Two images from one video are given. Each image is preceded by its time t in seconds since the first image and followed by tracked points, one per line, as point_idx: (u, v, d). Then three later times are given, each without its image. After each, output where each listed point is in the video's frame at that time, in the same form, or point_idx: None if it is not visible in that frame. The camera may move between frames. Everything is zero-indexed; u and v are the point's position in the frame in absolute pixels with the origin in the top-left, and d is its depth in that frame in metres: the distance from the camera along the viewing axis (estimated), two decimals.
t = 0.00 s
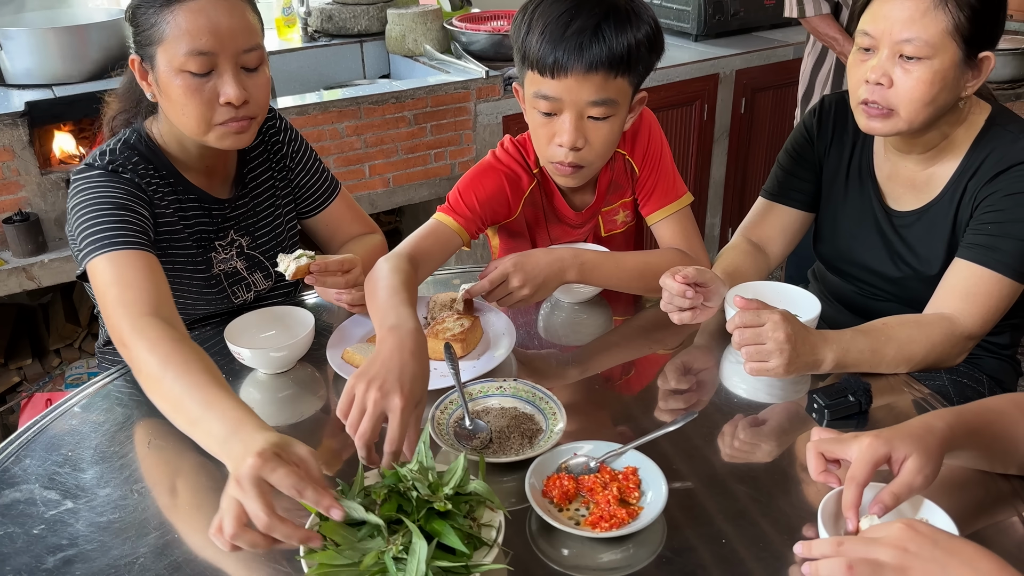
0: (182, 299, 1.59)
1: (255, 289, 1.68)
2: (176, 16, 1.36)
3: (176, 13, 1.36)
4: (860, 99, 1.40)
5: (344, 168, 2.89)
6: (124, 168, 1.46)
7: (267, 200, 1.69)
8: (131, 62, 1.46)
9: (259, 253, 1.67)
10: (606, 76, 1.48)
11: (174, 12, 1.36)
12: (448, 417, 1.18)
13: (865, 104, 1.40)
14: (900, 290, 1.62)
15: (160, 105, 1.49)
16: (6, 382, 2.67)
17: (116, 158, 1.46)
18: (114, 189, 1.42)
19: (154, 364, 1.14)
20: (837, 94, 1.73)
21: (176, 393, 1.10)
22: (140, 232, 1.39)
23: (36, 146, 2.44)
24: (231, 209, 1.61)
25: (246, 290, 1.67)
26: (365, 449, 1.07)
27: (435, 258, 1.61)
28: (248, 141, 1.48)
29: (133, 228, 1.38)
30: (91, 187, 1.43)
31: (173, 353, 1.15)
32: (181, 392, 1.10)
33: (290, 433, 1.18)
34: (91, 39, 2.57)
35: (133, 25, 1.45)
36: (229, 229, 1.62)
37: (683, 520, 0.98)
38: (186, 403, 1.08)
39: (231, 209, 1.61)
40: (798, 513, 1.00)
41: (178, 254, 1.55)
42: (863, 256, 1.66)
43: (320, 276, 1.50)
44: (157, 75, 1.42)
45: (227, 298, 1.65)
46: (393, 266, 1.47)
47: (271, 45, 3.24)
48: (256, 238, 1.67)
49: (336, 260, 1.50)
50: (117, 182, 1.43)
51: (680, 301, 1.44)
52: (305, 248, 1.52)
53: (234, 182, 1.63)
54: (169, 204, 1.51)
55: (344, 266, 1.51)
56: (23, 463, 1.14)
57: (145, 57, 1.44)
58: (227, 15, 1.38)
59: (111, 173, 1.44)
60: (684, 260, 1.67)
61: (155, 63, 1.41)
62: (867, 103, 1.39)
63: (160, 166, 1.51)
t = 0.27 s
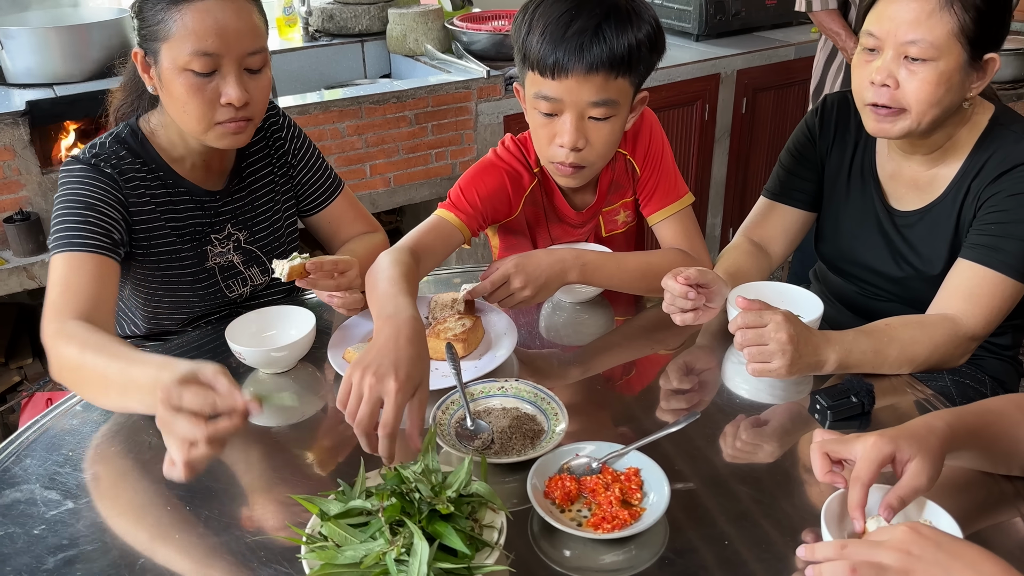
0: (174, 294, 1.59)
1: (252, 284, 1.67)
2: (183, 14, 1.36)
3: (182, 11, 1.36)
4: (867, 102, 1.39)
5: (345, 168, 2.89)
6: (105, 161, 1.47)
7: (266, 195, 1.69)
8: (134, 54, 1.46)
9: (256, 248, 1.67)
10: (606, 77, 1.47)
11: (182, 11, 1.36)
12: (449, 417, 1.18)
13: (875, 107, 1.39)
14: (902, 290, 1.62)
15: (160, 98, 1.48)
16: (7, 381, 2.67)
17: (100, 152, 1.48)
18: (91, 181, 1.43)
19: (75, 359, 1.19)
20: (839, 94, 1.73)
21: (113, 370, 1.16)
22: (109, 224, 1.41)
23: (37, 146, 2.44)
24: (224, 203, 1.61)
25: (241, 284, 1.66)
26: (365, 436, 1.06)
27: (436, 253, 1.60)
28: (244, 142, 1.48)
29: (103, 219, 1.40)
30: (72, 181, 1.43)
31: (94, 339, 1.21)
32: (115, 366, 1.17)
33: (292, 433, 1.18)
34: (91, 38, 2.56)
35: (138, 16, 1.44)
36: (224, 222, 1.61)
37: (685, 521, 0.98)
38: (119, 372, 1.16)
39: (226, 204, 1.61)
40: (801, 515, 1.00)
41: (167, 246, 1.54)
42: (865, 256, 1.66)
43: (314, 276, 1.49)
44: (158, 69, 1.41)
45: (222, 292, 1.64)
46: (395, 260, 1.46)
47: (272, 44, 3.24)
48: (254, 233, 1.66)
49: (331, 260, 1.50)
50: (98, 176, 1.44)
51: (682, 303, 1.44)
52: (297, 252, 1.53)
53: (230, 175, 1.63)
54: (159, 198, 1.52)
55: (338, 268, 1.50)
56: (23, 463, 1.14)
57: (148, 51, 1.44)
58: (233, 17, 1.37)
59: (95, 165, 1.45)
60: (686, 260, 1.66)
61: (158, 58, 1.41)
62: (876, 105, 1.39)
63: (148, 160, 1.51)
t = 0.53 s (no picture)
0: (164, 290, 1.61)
1: (247, 282, 1.65)
2: (181, 6, 1.36)
3: (180, 3, 1.36)
4: (870, 102, 1.40)
5: (348, 168, 2.89)
6: (94, 158, 1.48)
7: (266, 193, 1.69)
8: (133, 47, 1.46)
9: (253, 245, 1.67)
10: (613, 77, 1.47)
11: (180, 3, 1.36)
12: (453, 418, 1.18)
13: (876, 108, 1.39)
14: (907, 292, 1.62)
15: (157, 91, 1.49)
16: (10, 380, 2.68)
17: (90, 148, 1.49)
18: (79, 178, 1.45)
19: (30, 338, 1.26)
20: (843, 94, 1.73)
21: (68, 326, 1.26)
22: (87, 216, 1.44)
23: (41, 145, 2.45)
24: (219, 200, 1.61)
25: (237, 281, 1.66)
26: (378, 447, 1.01)
27: (443, 260, 1.60)
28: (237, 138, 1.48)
29: (80, 211, 1.43)
30: (61, 178, 1.45)
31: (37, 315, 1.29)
32: (68, 322, 1.26)
33: (296, 434, 1.17)
34: (95, 37, 2.57)
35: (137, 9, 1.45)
36: (222, 219, 1.62)
37: (689, 522, 0.98)
38: (75, 325, 1.25)
39: (222, 201, 1.61)
40: (806, 516, 0.99)
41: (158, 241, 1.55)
42: (869, 257, 1.66)
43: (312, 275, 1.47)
44: (157, 62, 1.41)
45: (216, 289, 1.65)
46: (403, 268, 1.46)
47: (274, 44, 3.24)
48: (251, 230, 1.67)
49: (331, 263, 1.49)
50: (82, 170, 1.46)
51: (685, 304, 1.44)
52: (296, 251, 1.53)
53: (228, 171, 1.63)
54: (147, 196, 1.53)
55: (338, 270, 1.49)
56: (27, 462, 1.14)
57: (146, 43, 1.44)
58: (231, 10, 1.38)
59: (81, 160, 1.47)
60: (690, 260, 1.66)
61: (156, 50, 1.41)
62: (877, 106, 1.39)
63: (137, 156, 1.52)
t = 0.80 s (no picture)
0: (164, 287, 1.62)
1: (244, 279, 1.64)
2: (171, 5, 1.37)
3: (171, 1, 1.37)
4: (877, 106, 1.39)
5: (351, 168, 2.90)
6: (92, 156, 1.49)
7: (267, 191, 1.69)
8: (127, 47, 1.47)
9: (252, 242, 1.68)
10: (618, 78, 1.47)
11: (169, 2, 1.37)
12: (456, 418, 1.18)
13: (882, 112, 1.40)
14: (910, 293, 1.62)
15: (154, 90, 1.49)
16: (14, 380, 2.68)
17: (89, 147, 1.50)
18: (77, 176, 1.46)
19: (56, 329, 1.34)
20: (848, 96, 1.73)
21: (91, 313, 1.34)
22: (90, 215, 1.45)
23: (45, 145, 2.46)
24: (219, 197, 1.62)
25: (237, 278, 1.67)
26: (365, 396, 1.04)
27: (446, 252, 1.59)
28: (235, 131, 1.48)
29: (81, 210, 1.44)
30: (59, 177, 1.46)
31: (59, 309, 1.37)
32: (90, 310, 1.34)
33: (299, 434, 1.18)
34: (99, 38, 2.57)
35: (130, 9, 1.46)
36: (221, 217, 1.63)
37: (691, 522, 0.98)
38: (94, 313, 1.34)
39: (221, 197, 1.62)
40: (808, 517, 1.00)
41: (156, 239, 1.56)
42: (873, 258, 1.66)
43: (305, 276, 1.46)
44: (149, 62, 1.42)
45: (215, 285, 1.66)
46: (403, 256, 1.46)
47: (278, 44, 3.25)
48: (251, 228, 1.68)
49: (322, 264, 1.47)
50: (82, 169, 1.46)
51: (687, 305, 1.43)
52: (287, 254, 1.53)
53: (228, 168, 1.63)
54: (145, 194, 1.53)
55: (332, 270, 1.48)
56: (32, 461, 1.14)
57: (140, 43, 1.45)
58: (219, 7, 1.38)
59: (80, 159, 1.47)
60: (692, 260, 1.66)
61: (148, 49, 1.42)
62: (886, 111, 1.39)
63: (135, 155, 1.53)
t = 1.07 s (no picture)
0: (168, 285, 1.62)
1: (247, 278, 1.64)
2: (171, 4, 1.37)
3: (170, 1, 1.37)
4: (883, 108, 1.40)
5: (354, 168, 2.90)
6: (97, 154, 1.50)
7: (271, 191, 1.70)
8: (129, 46, 1.47)
9: (255, 241, 1.68)
10: (624, 76, 1.48)
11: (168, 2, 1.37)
12: (460, 417, 1.18)
13: (889, 113, 1.40)
14: (914, 294, 1.62)
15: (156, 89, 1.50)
16: (18, 378, 2.69)
17: (94, 145, 1.51)
18: (82, 175, 1.46)
19: (74, 334, 1.35)
20: (853, 96, 1.73)
21: (107, 321, 1.34)
22: (97, 213, 1.46)
23: (50, 145, 2.46)
24: (222, 195, 1.62)
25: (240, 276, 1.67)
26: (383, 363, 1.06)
27: (449, 248, 1.60)
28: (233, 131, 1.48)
29: (87, 209, 1.45)
30: (65, 175, 1.47)
31: (79, 314, 1.38)
32: (107, 318, 1.35)
33: (304, 432, 1.18)
34: (104, 38, 2.58)
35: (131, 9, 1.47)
36: (225, 215, 1.63)
37: (694, 522, 0.99)
38: (111, 321, 1.34)
39: (224, 195, 1.62)
40: (811, 516, 1.00)
41: (160, 237, 1.56)
42: (878, 259, 1.66)
43: (302, 275, 1.44)
44: (150, 61, 1.42)
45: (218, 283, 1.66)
46: (406, 251, 1.46)
47: (282, 44, 3.26)
48: (254, 227, 1.68)
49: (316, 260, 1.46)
50: (88, 168, 1.47)
51: (691, 305, 1.43)
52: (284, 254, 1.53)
53: (231, 166, 1.63)
54: (149, 193, 1.54)
55: (327, 266, 1.46)
56: (38, 459, 1.15)
57: (141, 43, 1.45)
58: (218, 6, 1.38)
59: (86, 157, 1.48)
60: (696, 260, 1.66)
61: (149, 48, 1.42)
62: (891, 112, 1.39)
63: (139, 153, 1.53)
